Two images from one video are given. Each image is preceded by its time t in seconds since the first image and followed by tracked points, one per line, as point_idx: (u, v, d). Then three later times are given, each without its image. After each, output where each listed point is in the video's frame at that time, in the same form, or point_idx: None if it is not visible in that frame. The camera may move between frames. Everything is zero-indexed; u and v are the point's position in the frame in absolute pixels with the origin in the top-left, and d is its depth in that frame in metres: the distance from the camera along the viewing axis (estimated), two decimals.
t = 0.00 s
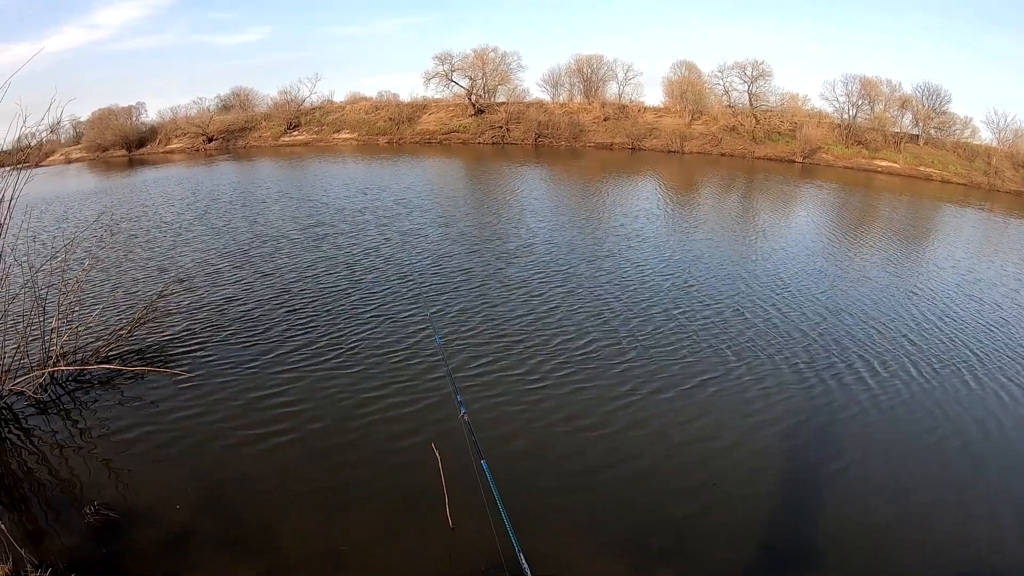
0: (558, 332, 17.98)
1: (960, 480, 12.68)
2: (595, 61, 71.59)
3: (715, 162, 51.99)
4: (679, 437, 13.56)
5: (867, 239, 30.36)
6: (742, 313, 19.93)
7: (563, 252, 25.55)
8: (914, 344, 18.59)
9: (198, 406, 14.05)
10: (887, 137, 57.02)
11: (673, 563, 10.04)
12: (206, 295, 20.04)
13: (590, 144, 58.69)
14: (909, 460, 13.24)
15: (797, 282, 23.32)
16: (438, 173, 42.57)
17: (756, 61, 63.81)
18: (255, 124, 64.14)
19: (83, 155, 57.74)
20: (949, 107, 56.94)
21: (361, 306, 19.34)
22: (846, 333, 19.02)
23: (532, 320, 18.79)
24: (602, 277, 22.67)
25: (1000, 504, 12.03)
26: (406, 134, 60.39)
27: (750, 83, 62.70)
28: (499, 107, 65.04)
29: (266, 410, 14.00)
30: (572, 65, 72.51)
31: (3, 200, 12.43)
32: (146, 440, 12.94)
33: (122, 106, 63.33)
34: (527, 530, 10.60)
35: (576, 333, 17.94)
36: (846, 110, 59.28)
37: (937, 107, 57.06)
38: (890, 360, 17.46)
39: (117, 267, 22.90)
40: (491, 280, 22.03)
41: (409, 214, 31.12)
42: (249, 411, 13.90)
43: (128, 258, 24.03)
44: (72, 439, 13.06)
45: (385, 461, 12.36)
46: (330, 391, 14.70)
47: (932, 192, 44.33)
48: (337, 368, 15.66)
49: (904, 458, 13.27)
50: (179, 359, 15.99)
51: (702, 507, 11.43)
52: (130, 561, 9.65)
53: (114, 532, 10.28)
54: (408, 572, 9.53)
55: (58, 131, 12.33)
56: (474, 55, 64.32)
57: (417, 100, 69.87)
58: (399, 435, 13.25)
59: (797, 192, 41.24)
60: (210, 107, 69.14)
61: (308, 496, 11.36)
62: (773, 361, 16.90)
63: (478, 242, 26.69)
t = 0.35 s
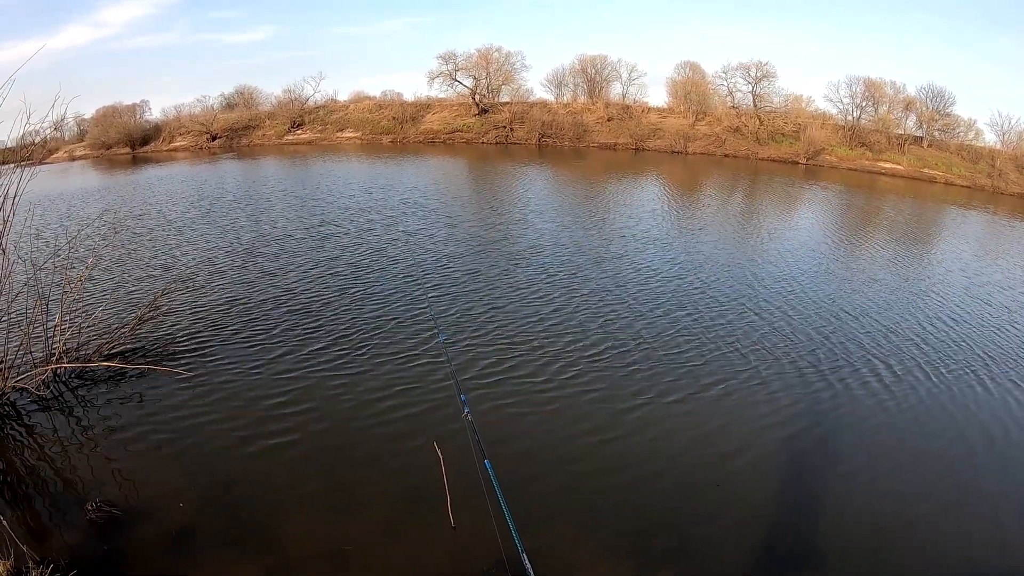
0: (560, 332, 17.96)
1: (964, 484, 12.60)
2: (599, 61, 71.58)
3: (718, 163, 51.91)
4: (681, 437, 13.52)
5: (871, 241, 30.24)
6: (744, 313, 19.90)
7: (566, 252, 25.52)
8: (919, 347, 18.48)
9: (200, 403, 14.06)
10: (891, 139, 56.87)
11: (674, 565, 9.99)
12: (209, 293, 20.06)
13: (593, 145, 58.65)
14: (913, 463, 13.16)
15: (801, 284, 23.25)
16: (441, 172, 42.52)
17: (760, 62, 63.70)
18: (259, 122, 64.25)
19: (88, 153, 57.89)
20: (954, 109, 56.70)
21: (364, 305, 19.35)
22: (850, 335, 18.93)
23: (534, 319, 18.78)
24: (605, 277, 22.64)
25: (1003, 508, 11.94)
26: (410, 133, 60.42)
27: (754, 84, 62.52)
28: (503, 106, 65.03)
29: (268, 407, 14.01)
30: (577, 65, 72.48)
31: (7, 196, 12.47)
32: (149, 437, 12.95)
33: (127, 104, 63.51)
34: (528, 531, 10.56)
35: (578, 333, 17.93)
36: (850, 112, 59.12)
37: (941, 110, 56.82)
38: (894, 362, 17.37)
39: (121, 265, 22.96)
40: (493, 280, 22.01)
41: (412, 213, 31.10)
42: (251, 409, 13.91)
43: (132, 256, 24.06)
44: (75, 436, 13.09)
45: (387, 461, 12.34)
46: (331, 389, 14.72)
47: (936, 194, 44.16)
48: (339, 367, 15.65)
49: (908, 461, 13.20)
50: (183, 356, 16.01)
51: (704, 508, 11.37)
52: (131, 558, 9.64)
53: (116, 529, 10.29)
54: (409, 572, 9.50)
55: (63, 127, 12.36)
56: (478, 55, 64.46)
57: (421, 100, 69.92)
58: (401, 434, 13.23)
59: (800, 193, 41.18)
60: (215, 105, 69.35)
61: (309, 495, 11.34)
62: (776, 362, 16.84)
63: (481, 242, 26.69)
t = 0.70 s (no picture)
0: (561, 331, 17.94)
1: (966, 485, 12.57)
2: (601, 61, 71.56)
3: (720, 163, 51.87)
4: (682, 437, 13.51)
5: (873, 242, 30.17)
6: (746, 314, 19.86)
7: (567, 251, 25.51)
8: (920, 348, 18.42)
9: (200, 401, 14.08)
10: (893, 140, 56.82)
11: (675, 566, 9.95)
12: (211, 292, 20.07)
13: (595, 144, 58.62)
14: (915, 464, 13.12)
15: (803, 284, 23.20)
16: (442, 171, 42.53)
17: (763, 62, 63.64)
18: (261, 121, 64.31)
19: (89, 150, 57.94)
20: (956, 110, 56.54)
21: (366, 304, 19.35)
22: (852, 335, 18.89)
23: (536, 319, 18.76)
24: (606, 277, 22.62)
25: (1006, 509, 11.89)
26: (412, 132, 60.42)
27: (756, 84, 62.44)
28: (505, 105, 65.00)
29: (269, 406, 14.00)
30: (579, 64, 72.46)
31: (9, 194, 12.52)
32: (150, 434, 12.98)
33: (129, 102, 63.62)
34: (529, 530, 10.53)
35: (579, 333, 17.91)
36: (852, 112, 59.01)
37: (943, 110, 56.67)
38: (896, 363, 17.31)
39: (122, 263, 22.99)
40: (493, 279, 22.01)
41: (413, 212, 31.08)
42: (251, 407, 13.93)
43: (133, 253, 24.10)
44: (76, 433, 13.13)
45: (387, 459, 12.34)
46: (332, 388, 14.71)
47: (938, 194, 44.05)
48: (339, 366, 15.65)
49: (910, 462, 13.16)
50: (184, 355, 16.02)
51: (704, 508, 11.35)
52: (131, 556, 9.65)
53: (116, 526, 10.31)
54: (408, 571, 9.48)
55: (66, 126, 12.39)
56: (480, 54, 64.61)
57: (423, 99, 69.95)
58: (401, 433, 13.21)
59: (802, 193, 41.16)
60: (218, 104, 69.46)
61: (309, 494, 11.32)
62: (777, 362, 16.80)
63: (482, 241, 26.68)
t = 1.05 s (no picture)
0: (562, 331, 17.92)
1: (967, 486, 12.55)
2: (603, 61, 71.57)
3: (721, 163, 51.83)
4: (682, 437, 13.49)
5: (875, 243, 30.10)
6: (747, 314, 19.83)
7: (568, 251, 25.48)
8: (922, 349, 18.38)
9: (201, 399, 14.09)
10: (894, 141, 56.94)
11: (675, 566, 9.95)
12: (211, 290, 20.06)
13: (596, 144, 58.62)
14: (916, 465, 13.10)
15: (804, 284, 23.14)
16: (443, 171, 42.50)
17: (764, 62, 63.62)
18: (262, 120, 64.37)
19: (90, 149, 57.96)
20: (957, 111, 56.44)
21: (366, 303, 19.35)
22: (854, 336, 18.85)
23: (536, 318, 18.75)
24: (607, 277, 22.59)
25: (1006, 511, 11.87)
26: (413, 131, 60.43)
27: (757, 85, 62.39)
28: (506, 105, 64.99)
29: (269, 404, 14.01)
30: (580, 64, 72.45)
31: (11, 192, 12.53)
32: (151, 432, 13.00)
33: (130, 101, 63.66)
34: (530, 530, 10.53)
35: (580, 333, 17.88)
36: (853, 113, 58.96)
37: (945, 111, 56.55)
38: (898, 364, 17.26)
39: (123, 261, 23.01)
40: (493, 279, 22.00)
41: (413, 212, 31.07)
42: (252, 405, 13.94)
43: (133, 252, 24.07)
44: (77, 430, 13.14)
45: (388, 459, 12.34)
46: (331, 387, 14.71)
47: (939, 195, 43.96)
48: (339, 364, 15.64)
49: (911, 463, 13.15)
50: (186, 353, 16.02)
51: (705, 509, 11.34)
52: (131, 553, 9.66)
53: (117, 524, 10.32)
54: (408, 571, 9.49)
55: (68, 123, 12.39)
56: (482, 53, 64.68)
57: (425, 98, 69.98)
58: (402, 432, 13.21)
59: (803, 194, 41.18)
60: (220, 103, 69.51)
61: (308, 493, 11.33)
62: (777, 363, 16.77)
63: (482, 240, 26.65)
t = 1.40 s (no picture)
0: (563, 331, 17.90)
1: (970, 489, 12.47)
2: (606, 61, 71.56)
3: (724, 163, 51.77)
4: (683, 437, 13.46)
5: (878, 244, 29.98)
6: (749, 315, 19.77)
7: (570, 251, 25.46)
8: (926, 351, 18.27)
9: (202, 398, 14.10)
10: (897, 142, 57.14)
11: (675, 566, 9.92)
12: (214, 289, 20.09)
13: (599, 144, 58.61)
14: (919, 467, 13.03)
15: (807, 286, 23.05)
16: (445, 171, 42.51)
17: (767, 63, 63.51)
18: (266, 119, 64.51)
19: (94, 147, 58.10)
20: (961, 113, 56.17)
21: (368, 302, 19.35)
22: (856, 338, 18.76)
23: (538, 318, 18.73)
24: (609, 277, 22.56)
25: (1009, 513, 11.80)
26: (416, 131, 60.50)
27: (761, 86, 62.28)
28: (510, 105, 64.97)
29: (270, 403, 14.00)
30: (584, 64, 72.43)
31: (14, 190, 12.57)
32: (152, 430, 13.02)
33: (134, 100, 63.85)
34: (530, 531, 10.49)
35: (582, 333, 17.86)
36: (857, 114, 58.80)
37: (948, 113, 56.29)
38: (902, 367, 17.16)
39: (126, 260, 23.08)
40: (494, 278, 21.98)
41: (415, 211, 31.07)
42: (253, 404, 13.93)
43: (136, 251, 24.13)
44: (79, 428, 13.17)
45: (388, 458, 12.31)
46: (332, 386, 14.71)
47: (942, 197, 43.81)
48: (340, 363, 15.63)
49: (914, 465, 13.07)
50: (188, 352, 16.04)
51: (705, 510, 11.30)
52: (132, 552, 9.67)
53: (118, 522, 10.33)
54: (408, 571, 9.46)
55: (71, 123, 12.42)
56: (485, 53, 64.75)
57: (428, 98, 70.05)
58: (402, 432, 13.18)
59: (806, 194, 41.18)
60: (223, 103, 69.68)
61: (307, 492, 11.32)
62: (779, 364, 16.72)
63: (485, 240, 26.64)
